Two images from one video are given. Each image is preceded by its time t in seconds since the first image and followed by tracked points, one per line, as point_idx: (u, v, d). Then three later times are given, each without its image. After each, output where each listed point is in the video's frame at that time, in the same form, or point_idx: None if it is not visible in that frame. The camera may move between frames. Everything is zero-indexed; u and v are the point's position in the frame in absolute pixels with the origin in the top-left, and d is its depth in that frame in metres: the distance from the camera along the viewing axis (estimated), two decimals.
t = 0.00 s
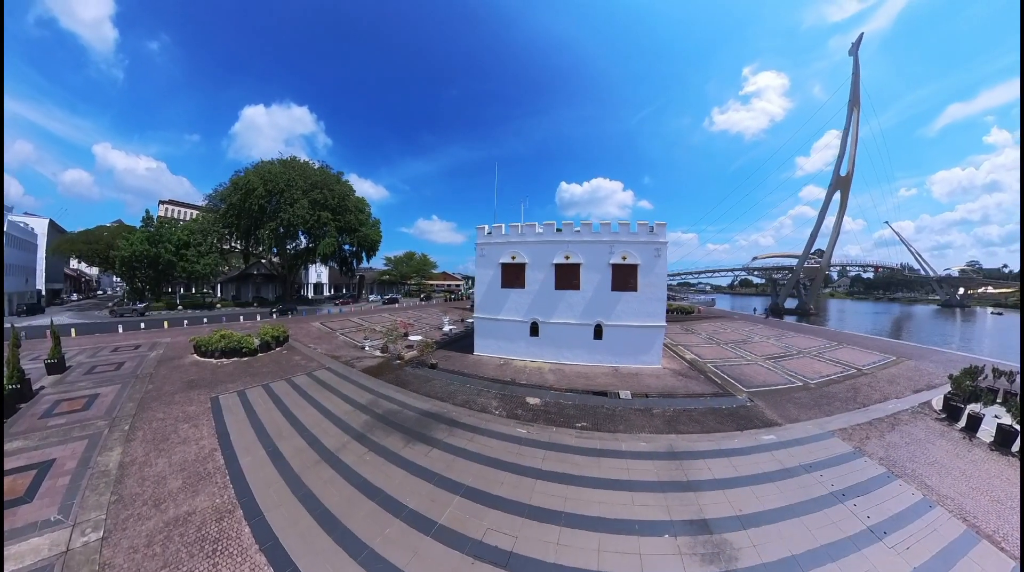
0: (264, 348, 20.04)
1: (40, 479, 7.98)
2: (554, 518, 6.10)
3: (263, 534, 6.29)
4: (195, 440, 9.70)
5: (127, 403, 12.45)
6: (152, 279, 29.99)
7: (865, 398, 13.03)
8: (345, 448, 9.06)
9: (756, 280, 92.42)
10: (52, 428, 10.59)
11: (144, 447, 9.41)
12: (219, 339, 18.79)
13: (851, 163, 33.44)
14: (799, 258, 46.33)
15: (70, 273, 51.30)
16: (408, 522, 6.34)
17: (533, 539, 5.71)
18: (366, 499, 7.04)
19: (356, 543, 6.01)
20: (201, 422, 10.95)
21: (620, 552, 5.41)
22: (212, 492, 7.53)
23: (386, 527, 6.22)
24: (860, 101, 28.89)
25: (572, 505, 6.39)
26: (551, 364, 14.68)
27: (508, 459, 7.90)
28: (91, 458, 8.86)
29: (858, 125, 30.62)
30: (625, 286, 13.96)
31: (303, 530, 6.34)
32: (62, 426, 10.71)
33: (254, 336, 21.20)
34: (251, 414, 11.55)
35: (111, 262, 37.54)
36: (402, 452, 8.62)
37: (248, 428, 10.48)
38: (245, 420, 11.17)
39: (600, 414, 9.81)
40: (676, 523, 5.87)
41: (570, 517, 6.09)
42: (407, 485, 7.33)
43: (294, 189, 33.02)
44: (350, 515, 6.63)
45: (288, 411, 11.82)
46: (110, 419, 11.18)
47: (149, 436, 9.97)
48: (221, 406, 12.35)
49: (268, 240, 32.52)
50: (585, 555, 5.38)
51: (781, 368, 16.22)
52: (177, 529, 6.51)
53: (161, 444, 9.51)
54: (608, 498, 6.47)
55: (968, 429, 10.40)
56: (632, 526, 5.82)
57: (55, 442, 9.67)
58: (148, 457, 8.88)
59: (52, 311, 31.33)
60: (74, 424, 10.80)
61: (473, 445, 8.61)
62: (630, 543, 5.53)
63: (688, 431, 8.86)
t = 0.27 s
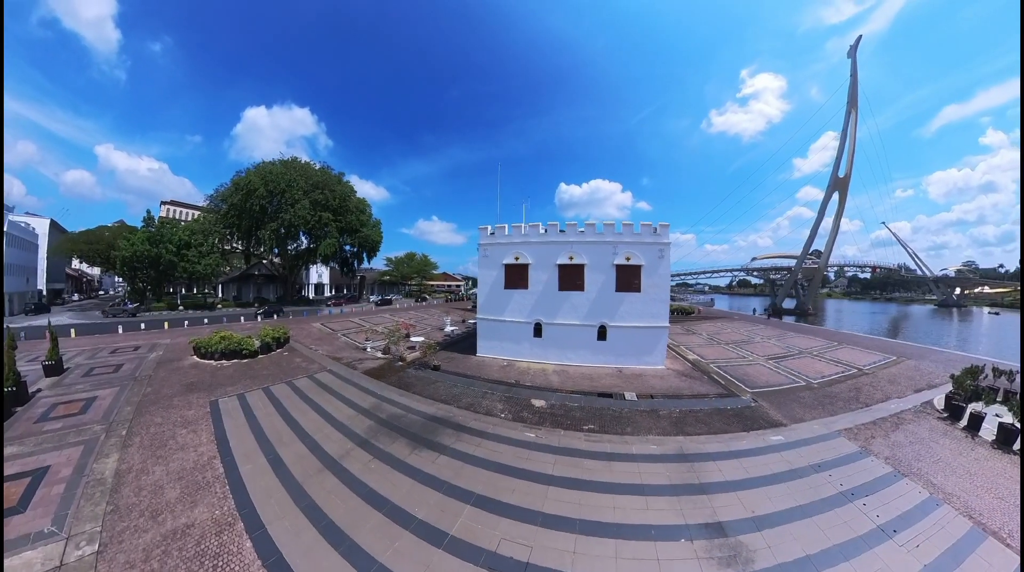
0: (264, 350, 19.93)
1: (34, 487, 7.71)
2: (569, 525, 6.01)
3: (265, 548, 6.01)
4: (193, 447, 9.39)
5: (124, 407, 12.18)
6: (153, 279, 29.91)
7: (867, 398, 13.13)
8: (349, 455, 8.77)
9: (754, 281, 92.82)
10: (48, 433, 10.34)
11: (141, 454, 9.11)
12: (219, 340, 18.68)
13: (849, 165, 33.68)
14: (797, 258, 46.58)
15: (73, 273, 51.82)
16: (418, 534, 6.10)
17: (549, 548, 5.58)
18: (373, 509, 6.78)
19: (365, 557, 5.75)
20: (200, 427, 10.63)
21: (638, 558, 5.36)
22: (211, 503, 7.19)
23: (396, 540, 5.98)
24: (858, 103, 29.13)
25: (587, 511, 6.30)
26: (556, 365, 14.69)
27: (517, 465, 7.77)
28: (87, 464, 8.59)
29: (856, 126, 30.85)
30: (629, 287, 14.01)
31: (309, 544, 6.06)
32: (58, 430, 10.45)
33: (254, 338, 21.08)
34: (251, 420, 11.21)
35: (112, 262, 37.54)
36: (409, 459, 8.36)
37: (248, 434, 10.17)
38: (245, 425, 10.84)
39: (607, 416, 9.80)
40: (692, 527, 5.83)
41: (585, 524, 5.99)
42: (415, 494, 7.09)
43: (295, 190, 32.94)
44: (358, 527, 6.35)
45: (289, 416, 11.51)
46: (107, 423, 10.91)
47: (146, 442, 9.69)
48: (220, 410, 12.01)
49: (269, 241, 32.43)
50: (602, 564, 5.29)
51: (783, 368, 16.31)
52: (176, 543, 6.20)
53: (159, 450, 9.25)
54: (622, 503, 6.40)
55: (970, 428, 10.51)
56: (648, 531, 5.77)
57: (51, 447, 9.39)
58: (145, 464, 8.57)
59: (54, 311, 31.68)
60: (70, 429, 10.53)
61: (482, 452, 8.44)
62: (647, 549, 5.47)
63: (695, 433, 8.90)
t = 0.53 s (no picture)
0: (265, 352, 19.80)
1: (27, 497, 7.42)
2: (584, 533, 5.91)
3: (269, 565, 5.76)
4: (191, 454, 9.05)
5: (121, 412, 11.88)
6: (154, 280, 29.83)
7: (870, 397, 13.22)
8: (352, 464, 8.45)
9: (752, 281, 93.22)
10: (44, 438, 10.08)
11: (138, 462, 8.78)
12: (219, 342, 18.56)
13: (848, 166, 33.91)
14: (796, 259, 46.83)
15: (75, 273, 52.14)
16: (428, 549, 5.86)
17: (565, 559, 5.45)
18: (381, 523, 6.52)
19: None
20: (198, 432, 10.27)
21: (655, 566, 5.31)
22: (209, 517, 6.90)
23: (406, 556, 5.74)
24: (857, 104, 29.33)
25: (601, 518, 6.19)
26: (559, 367, 14.70)
27: (528, 470, 7.64)
28: (82, 472, 8.30)
29: (855, 128, 31.09)
30: (633, 288, 14.06)
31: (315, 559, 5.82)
32: (53, 436, 10.16)
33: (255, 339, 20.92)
34: (250, 426, 10.78)
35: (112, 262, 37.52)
36: (415, 468, 8.09)
37: (248, 441, 9.83)
38: (244, 431, 10.46)
39: (614, 418, 9.79)
40: (708, 532, 5.79)
41: (600, 532, 5.90)
42: (424, 505, 6.83)
43: (296, 190, 32.87)
44: (365, 543, 6.12)
45: (290, 421, 11.14)
46: (103, 428, 10.61)
47: (143, 449, 9.37)
48: (219, 415, 11.62)
49: (270, 241, 32.25)
50: None
51: (785, 369, 16.38)
52: (174, 560, 5.95)
53: (157, 457, 8.94)
54: (636, 509, 6.33)
55: (973, 427, 10.61)
56: (664, 538, 5.71)
57: (45, 454, 9.10)
58: (141, 473, 8.24)
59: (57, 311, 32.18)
60: (66, 434, 10.24)
61: (490, 458, 8.26)
62: (664, 556, 5.42)
63: (703, 434, 8.92)
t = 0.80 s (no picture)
0: (264, 353, 19.66)
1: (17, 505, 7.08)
2: (600, 541, 5.71)
3: None
4: (187, 461, 8.67)
5: (117, 415, 11.57)
6: (154, 280, 29.74)
7: (873, 396, 13.29)
8: (355, 471, 8.08)
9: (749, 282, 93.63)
10: (38, 442, 9.80)
11: (133, 468, 8.44)
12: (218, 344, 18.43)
13: (845, 167, 34.19)
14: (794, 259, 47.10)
15: (75, 273, 52.26)
16: (438, 563, 5.53)
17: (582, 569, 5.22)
18: (387, 535, 6.17)
19: None
20: (195, 437, 9.91)
21: None
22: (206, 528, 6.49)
23: (415, 571, 5.38)
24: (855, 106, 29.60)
25: (616, 524, 6.01)
26: (564, 367, 14.65)
27: (539, 476, 7.43)
28: (75, 479, 7.97)
29: (852, 129, 31.36)
30: (637, 288, 14.08)
31: None
32: (47, 440, 9.84)
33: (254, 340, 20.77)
34: (248, 431, 10.37)
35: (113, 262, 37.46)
36: (421, 476, 7.74)
37: (246, 447, 9.44)
38: (242, 436, 10.05)
39: (621, 419, 9.75)
40: (724, 535, 5.70)
41: (616, 539, 5.70)
42: (432, 517, 6.49)
43: (297, 190, 32.81)
44: (372, 555, 5.75)
45: (290, 426, 10.76)
46: (98, 432, 10.29)
47: (138, 455, 9.03)
48: (216, 419, 11.24)
49: (271, 241, 32.19)
50: None
51: (788, 368, 16.43)
52: None
53: (153, 463, 8.61)
54: (651, 514, 6.19)
55: (976, 425, 10.68)
56: (680, 543, 5.56)
57: (37, 459, 8.77)
58: (136, 481, 7.89)
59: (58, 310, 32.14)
60: (60, 438, 9.92)
61: (500, 464, 7.98)
62: (682, 561, 5.26)
63: (710, 435, 8.94)
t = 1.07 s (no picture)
0: (264, 355, 19.52)
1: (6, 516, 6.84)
2: (617, 551, 5.59)
3: None
4: (183, 470, 8.38)
5: (113, 420, 11.32)
6: (155, 280, 29.66)
7: (875, 397, 13.35)
8: (358, 481, 7.77)
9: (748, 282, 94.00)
10: (32, 448, 9.57)
11: (127, 477, 8.19)
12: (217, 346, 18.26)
13: (843, 168, 34.40)
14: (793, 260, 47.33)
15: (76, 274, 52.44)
16: None
17: None
18: (393, 551, 5.92)
19: None
20: (192, 445, 9.63)
21: None
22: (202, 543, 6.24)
23: None
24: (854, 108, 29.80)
25: (632, 532, 5.91)
26: (567, 369, 14.61)
27: (549, 484, 7.27)
28: (68, 488, 7.74)
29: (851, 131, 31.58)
30: (641, 289, 14.10)
31: None
32: (41, 446, 9.62)
33: (253, 341, 20.60)
34: (246, 439, 10.05)
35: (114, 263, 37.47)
36: (428, 486, 7.45)
37: (244, 455, 9.13)
38: (240, 444, 9.72)
39: (628, 422, 9.71)
40: (740, 540, 5.68)
41: (633, 549, 5.60)
42: (441, 531, 6.22)
43: (298, 191, 32.73)
44: None
45: (288, 433, 10.42)
46: (94, 438, 10.06)
47: (133, 463, 8.78)
48: (214, 425, 10.93)
49: (272, 241, 32.09)
50: None
51: (790, 369, 16.47)
52: None
53: (148, 471, 8.38)
54: (666, 520, 6.11)
55: (978, 425, 10.76)
56: (698, 549, 5.53)
57: (29, 467, 8.54)
58: (130, 491, 7.65)
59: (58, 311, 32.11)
60: (54, 444, 9.69)
61: (509, 472, 7.75)
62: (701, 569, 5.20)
63: (718, 437, 8.94)
